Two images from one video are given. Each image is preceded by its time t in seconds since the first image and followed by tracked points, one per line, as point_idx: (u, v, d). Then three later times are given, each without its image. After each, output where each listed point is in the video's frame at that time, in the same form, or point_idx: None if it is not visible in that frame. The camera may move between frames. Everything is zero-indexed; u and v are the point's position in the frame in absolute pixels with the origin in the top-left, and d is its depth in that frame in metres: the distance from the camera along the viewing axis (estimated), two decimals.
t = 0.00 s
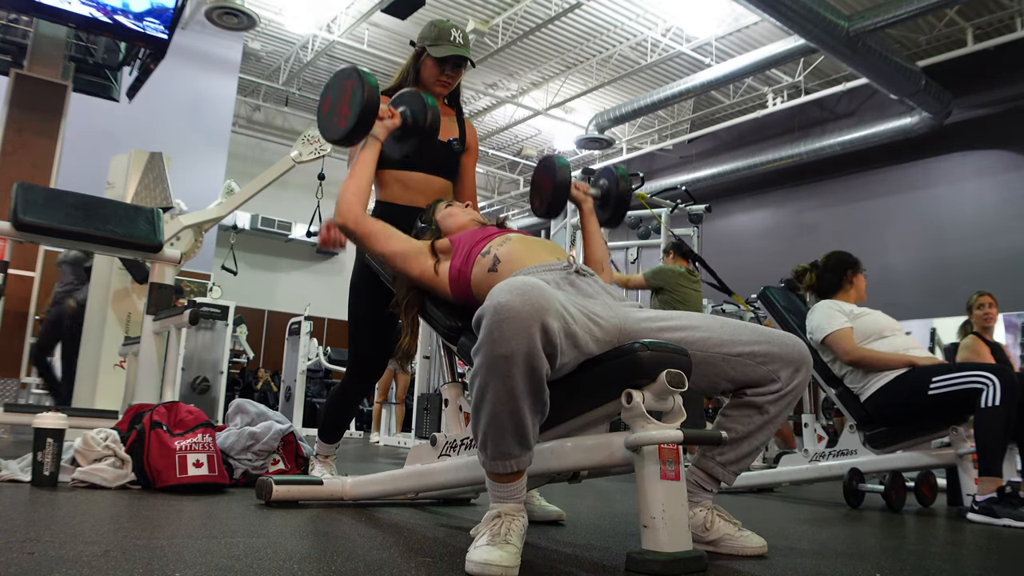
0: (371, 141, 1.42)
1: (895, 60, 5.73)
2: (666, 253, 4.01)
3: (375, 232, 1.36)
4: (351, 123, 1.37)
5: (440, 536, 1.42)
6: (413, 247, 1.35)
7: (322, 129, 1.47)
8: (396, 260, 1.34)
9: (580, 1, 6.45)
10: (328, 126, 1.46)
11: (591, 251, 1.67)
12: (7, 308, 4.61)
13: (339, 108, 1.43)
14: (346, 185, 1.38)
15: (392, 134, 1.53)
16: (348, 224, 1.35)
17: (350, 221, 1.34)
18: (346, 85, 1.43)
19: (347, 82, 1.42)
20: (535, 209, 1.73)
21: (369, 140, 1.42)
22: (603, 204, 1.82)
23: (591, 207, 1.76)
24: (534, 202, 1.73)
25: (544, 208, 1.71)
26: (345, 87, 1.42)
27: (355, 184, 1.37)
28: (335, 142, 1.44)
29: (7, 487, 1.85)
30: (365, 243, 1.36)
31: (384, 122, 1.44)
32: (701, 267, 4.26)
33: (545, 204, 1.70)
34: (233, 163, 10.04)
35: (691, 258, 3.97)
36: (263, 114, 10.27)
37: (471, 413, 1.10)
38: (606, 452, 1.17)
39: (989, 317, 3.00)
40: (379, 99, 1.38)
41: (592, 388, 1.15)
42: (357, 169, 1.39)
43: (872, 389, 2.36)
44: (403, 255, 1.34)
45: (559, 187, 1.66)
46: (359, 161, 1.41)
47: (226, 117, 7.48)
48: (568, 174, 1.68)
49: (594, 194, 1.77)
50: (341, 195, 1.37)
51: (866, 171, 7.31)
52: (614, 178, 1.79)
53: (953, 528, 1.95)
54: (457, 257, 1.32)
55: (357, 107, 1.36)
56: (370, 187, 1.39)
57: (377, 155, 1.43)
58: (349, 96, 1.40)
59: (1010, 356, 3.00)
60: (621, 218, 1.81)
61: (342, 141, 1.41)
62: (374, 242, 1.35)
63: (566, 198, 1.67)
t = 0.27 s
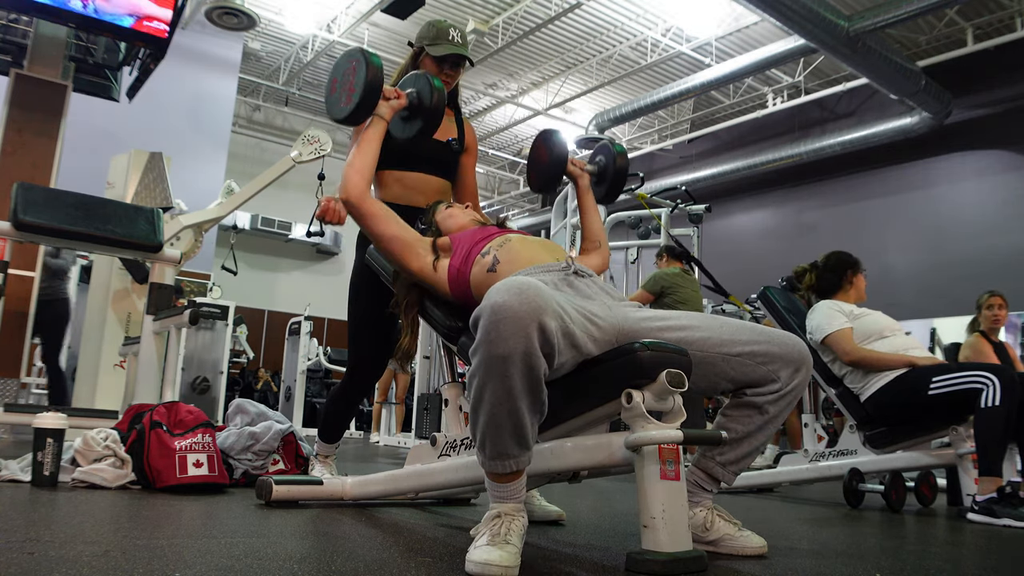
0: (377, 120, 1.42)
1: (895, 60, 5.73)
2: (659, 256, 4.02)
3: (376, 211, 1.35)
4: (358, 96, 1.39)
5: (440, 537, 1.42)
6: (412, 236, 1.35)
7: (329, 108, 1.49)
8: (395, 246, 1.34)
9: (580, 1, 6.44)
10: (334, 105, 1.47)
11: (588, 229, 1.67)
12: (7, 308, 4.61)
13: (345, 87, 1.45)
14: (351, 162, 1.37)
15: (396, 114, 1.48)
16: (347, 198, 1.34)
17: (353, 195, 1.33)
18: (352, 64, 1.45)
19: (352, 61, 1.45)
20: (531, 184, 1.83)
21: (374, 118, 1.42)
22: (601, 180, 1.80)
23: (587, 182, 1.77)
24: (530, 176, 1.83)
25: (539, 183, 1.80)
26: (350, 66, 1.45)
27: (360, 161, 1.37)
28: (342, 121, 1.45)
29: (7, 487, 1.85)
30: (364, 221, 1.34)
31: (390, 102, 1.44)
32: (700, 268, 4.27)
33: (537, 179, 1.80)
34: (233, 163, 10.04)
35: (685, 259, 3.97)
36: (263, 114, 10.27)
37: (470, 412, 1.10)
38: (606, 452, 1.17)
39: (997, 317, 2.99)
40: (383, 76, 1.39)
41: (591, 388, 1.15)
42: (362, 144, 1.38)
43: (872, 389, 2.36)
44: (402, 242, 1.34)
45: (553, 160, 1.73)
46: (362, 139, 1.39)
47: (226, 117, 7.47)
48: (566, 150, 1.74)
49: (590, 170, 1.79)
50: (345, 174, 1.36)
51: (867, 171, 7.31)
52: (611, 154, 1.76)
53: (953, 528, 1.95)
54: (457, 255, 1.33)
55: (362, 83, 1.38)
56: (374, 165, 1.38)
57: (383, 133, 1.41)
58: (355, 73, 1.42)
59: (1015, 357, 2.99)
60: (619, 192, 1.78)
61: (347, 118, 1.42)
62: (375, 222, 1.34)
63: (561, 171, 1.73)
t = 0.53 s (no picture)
0: (392, 100, 1.42)
1: (895, 60, 5.73)
2: (652, 261, 4.02)
3: (388, 190, 1.34)
4: (374, 75, 1.38)
5: (440, 537, 1.42)
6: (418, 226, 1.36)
7: (343, 88, 1.50)
8: (400, 233, 1.34)
9: (580, 1, 6.45)
10: (349, 84, 1.48)
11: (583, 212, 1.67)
12: (7, 308, 4.61)
13: (361, 65, 1.45)
14: (367, 140, 1.37)
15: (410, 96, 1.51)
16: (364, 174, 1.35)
17: (370, 169, 1.34)
18: (369, 41, 1.44)
19: (370, 39, 1.43)
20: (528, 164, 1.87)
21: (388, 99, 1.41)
22: (595, 161, 1.80)
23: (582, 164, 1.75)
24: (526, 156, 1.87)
25: (535, 165, 1.84)
26: (366, 45, 1.44)
27: (376, 138, 1.37)
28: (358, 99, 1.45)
29: (7, 487, 1.85)
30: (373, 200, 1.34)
31: (404, 85, 1.42)
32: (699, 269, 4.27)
33: (535, 159, 1.84)
34: (233, 163, 10.05)
35: (679, 262, 3.98)
36: (263, 114, 10.27)
37: (475, 412, 1.09)
38: (606, 452, 1.17)
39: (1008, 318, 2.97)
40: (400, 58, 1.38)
41: (593, 389, 1.15)
42: (379, 122, 1.38)
43: (872, 389, 2.36)
44: (407, 231, 1.35)
45: (546, 147, 1.79)
46: (380, 116, 1.39)
47: (226, 117, 7.47)
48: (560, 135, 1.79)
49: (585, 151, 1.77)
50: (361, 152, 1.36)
51: (867, 171, 7.31)
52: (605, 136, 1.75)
53: (953, 528, 1.95)
54: (458, 254, 1.32)
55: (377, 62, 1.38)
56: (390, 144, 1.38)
57: (397, 114, 1.41)
58: (371, 52, 1.41)
59: None
60: (611, 175, 1.79)
61: (362, 95, 1.43)
62: (386, 202, 1.33)
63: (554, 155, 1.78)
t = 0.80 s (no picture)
0: (410, 84, 1.44)
1: (895, 60, 5.73)
2: (650, 262, 4.02)
3: (403, 175, 1.36)
4: (393, 57, 1.40)
5: (440, 537, 1.42)
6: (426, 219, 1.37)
7: (360, 69, 1.51)
8: (408, 222, 1.35)
9: (580, 1, 6.44)
10: (369, 67, 1.49)
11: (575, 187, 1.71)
12: (7, 307, 4.60)
13: (380, 47, 1.46)
14: (388, 124, 1.40)
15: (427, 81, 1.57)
16: (385, 155, 1.36)
17: (392, 150, 1.36)
18: (387, 26, 1.45)
19: (388, 25, 1.44)
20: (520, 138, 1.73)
21: (406, 82, 1.44)
22: (587, 138, 1.78)
23: (575, 140, 1.76)
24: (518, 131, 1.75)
25: (528, 140, 1.72)
26: (385, 29, 1.45)
27: (396, 123, 1.40)
28: (374, 81, 1.47)
29: (7, 487, 1.85)
30: (387, 182, 1.36)
31: (422, 68, 1.47)
32: (697, 269, 4.28)
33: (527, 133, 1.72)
34: (233, 163, 10.05)
35: (676, 263, 3.98)
36: (263, 114, 10.27)
37: (474, 412, 1.09)
38: (607, 452, 1.17)
39: None
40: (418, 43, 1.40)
41: (592, 389, 1.15)
42: (399, 105, 1.42)
43: (872, 389, 2.36)
44: (416, 222, 1.36)
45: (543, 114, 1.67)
46: (399, 99, 1.43)
47: (226, 117, 7.47)
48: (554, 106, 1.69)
49: (578, 127, 1.77)
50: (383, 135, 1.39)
51: (867, 171, 7.31)
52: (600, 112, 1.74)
53: (953, 528, 1.95)
54: (457, 255, 1.32)
55: (398, 46, 1.40)
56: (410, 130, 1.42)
57: (416, 98, 1.44)
58: (391, 35, 1.42)
59: None
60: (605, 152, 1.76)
61: (380, 79, 1.44)
62: (400, 187, 1.35)
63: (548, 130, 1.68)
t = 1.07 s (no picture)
0: (431, 69, 1.47)
1: (895, 60, 5.73)
2: (651, 261, 4.02)
3: (428, 164, 1.36)
4: (416, 40, 1.42)
5: (440, 536, 1.42)
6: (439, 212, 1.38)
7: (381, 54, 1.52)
8: (423, 211, 1.35)
9: (580, 1, 6.45)
10: (389, 50, 1.51)
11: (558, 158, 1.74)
12: (7, 308, 4.60)
13: (401, 32, 1.48)
14: (415, 111, 1.40)
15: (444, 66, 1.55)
16: (415, 143, 1.37)
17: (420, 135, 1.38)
18: (410, 11, 1.48)
19: (410, 10, 1.47)
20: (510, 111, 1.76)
21: (427, 69, 1.46)
22: (578, 114, 1.86)
23: (563, 116, 1.82)
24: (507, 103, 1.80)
25: (518, 114, 1.75)
26: (407, 13, 1.48)
27: (422, 109, 1.40)
28: (395, 65, 1.49)
29: (7, 487, 1.85)
30: (411, 167, 1.36)
31: (441, 53, 1.48)
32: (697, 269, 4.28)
33: (518, 108, 1.74)
34: (233, 163, 10.05)
35: (677, 263, 3.98)
36: (263, 114, 10.27)
37: (475, 411, 1.09)
38: (607, 452, 1.17)
39: None
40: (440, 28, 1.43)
41: (593, 390, 1.15)
42: (425, 92, 1.43)
43: (872, 389, 2.36)
44: (429, 213, 1.36)
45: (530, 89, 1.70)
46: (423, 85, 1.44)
47: (226, 117, 7.47)
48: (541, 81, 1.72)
49: (568, 103, 1.82)
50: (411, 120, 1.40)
51: (867, 171, 7.31)
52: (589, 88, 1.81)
53: (953, 528, 1.94)
54: (459, 255, 1.33)
55: (420, 29, 1.42)
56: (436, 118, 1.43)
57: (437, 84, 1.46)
58: (414, 20, 1.45)
59: None
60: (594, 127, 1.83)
61: (401, 61, 1.46)
62: (423, 176, 1.35)
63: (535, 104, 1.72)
